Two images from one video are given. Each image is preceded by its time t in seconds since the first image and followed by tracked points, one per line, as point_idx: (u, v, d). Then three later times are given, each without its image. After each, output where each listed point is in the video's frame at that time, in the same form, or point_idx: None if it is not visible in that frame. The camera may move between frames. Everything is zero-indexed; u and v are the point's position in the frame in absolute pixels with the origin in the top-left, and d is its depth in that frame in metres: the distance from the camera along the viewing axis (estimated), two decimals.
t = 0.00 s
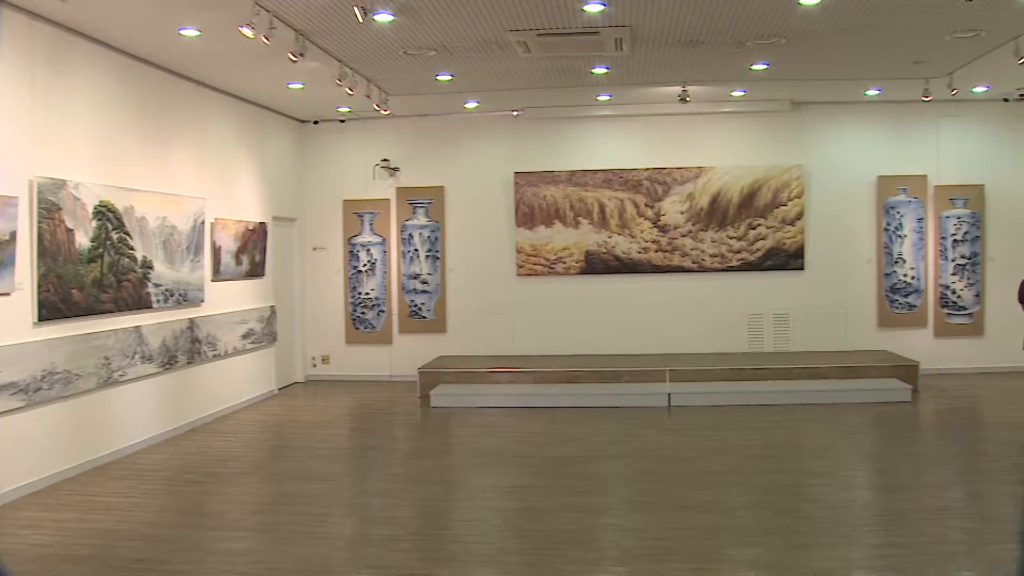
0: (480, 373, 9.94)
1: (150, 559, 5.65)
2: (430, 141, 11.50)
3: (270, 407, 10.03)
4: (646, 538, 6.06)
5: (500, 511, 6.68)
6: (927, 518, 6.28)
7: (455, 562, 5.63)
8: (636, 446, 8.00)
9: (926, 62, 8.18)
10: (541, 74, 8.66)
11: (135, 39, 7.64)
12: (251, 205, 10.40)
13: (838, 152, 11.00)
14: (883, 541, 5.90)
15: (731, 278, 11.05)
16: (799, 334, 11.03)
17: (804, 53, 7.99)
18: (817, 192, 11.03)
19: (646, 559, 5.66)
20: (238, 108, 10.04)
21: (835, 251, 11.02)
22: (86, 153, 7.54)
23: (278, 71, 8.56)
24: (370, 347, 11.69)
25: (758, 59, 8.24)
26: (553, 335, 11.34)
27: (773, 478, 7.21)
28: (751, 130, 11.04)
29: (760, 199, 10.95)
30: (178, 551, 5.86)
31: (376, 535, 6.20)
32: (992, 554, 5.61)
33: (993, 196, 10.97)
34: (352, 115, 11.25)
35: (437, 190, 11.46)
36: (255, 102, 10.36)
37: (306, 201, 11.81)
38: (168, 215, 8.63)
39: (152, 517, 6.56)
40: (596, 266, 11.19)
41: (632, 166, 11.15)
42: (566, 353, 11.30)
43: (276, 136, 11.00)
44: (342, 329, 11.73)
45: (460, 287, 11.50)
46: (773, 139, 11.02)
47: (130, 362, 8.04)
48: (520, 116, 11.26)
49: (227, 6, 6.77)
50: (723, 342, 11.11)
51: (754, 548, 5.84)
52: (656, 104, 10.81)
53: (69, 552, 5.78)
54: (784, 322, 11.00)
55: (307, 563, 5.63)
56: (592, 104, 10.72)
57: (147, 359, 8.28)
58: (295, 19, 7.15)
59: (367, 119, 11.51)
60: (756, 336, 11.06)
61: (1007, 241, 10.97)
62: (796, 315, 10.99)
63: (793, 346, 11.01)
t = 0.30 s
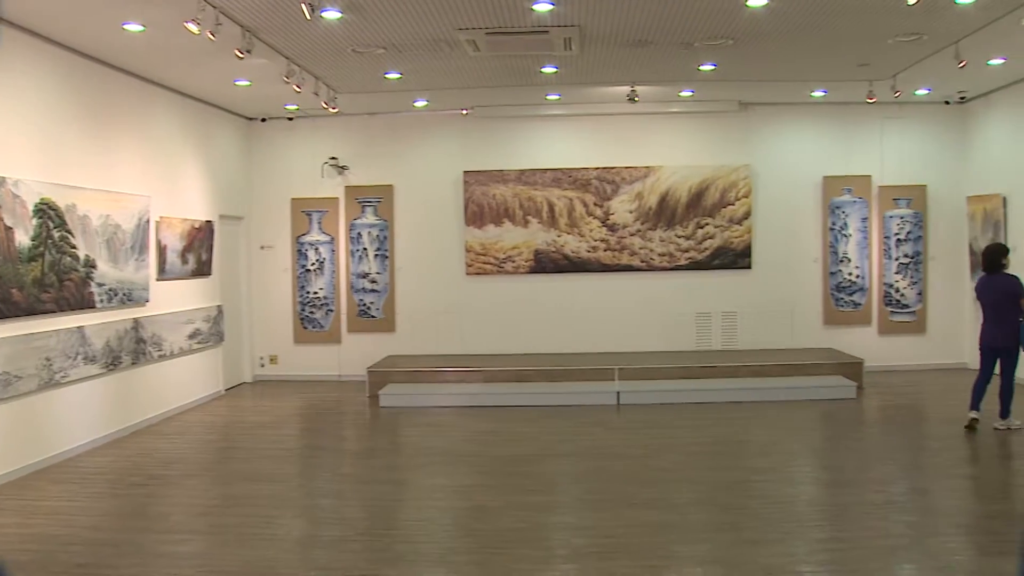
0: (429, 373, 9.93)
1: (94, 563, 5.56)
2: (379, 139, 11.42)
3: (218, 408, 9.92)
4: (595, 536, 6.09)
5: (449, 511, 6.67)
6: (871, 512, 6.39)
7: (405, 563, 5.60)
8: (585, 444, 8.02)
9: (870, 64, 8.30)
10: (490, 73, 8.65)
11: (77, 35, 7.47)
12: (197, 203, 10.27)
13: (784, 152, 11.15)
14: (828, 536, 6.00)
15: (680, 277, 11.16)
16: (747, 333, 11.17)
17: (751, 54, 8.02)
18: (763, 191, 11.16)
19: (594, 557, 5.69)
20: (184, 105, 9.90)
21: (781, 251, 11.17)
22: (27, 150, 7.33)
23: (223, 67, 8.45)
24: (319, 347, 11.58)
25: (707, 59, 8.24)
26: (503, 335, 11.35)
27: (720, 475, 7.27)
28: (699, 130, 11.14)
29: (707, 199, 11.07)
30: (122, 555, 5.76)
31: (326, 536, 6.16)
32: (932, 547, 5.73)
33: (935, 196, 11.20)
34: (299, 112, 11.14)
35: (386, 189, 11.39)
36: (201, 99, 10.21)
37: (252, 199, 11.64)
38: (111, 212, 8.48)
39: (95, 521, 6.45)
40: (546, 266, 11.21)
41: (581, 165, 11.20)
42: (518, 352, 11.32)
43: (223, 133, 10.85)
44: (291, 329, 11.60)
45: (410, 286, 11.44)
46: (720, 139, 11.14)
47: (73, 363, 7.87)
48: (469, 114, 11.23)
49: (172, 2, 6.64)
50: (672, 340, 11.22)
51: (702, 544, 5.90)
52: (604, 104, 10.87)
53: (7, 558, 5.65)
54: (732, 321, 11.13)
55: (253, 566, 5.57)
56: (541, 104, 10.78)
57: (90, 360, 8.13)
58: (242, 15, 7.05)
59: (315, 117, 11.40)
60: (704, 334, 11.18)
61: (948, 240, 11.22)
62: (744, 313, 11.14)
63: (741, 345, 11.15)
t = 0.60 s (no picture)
0: (376, 372, 9.89)
1: (30, 570, 5.44)
2: (325, 138, 11.33)
3: (163, 410, 9.77)
4: (543, 535, 6.10)
5: (396, 511, 6.64)
6: (814, 508, 6.49)
7: (351, 564, 5.56)
8: (533, 443, 8.04)
9: (813, 66, 8.42)
10: (437, 71, 8.62)
11: (12, 29, 7.26)
12: (139, 201, 10.10)
13: (729, 152, 11.27)
14: (772, 532, 6.07)
15: (628, 276, 11.24)
16: (693, 331, 11.30)
17: (697, 55, 8.05)
18: (709, 191, 11.28)
19: (541, 556, 5.70)
20: (125, 102, 9.72)
21: (726, 250, 11.30)
22: None
23: (166, 63, 8.32)
24: (265, 347, 11.44)
25: (652, 60, 8.27)
26: (452, 334, 11.34)
27: (667, 472, 7.31)
28: (645, 131, 11.24)
29: (653, 198, 11.16)
30: (60, 561, 5.64)
31: (272, 538, 6.09)
32: (872, 542, 5.83)
33: (877, 197, 11.41)
34: (244, 110, 11.01)
35: (332, 187, 11.32)
36: (143, 96, 10.03)
37: (196, 198, 11.45)
38: (50, 211, 8.29)
39: (33, 527, 6.30)
40: (492, 265, 11.21)
41: (528, 165, 11.22)
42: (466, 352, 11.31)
43: (166, 130, 10.69)
44: (236, 329, 11.45)
45: (356, 285, 11.37)
46: (666, 139, 11.24)
47: (11, 366, 7.67)
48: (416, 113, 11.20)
49: None
50: (619, 339, 11.31)
51: (647, 542, 5.94)
52: (550, 105, 10.92)
53: None
54: (678, 319, 11.26)
55: (197, 570, 5.49)
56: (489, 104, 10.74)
57: (28, 362, 7.94)
58: (185, 11, 6.90)
59: (260, 114, 11.29)
60: (651, 333, 11.28)
61: (889, 240, 11.43)
62: (689, 311, 11.27)
63: (687, 343, 11.27)
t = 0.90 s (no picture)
0: (323, 372, 9.82)
1: None
2: (271, 135, 11.22)
3: (105, 411, 9.59)
4: (490, 534, 6.10)
5: (343, 512, 6.58)
6: (759, 504, 6.55)
7: (296, 567, 5.50)
8: (482, 443, 8.02)
9: (758, 68, 8.51)
10: (384, 70, 8.57)
11: None
12: (80, 199, 9.89)
13: (675, 152, 11.37)
14: (717, 528, 6.12)
15: (576, 276, 11.28)
16: (639, 330, 11.38)
17: (642, 55, 8.09)
18: (655, 191, 11.37)
19: (488, 555, 5.69)
20: (65, 98, 9.51)
21: (672, 249, 11.39)
22: None
23: (107, 58, 8.16)
24: (209, 347, 11.30)
25: (598, 60, 8.30)
26: (399, 334, 11.29)
27: (614, 470, 7.34)
28: (592, 130, 11.29)
29: (600, 198, 11.21)
30: None
31: (216, 541, 6.01)
32: (815, 537, 5.91)
33: (820, 197, 11.58)
34: (188, 107, 10.85)
35: (276, 185, 11.20)
36: (84, 91, 9.82)
37: (138, 196, 11.26)
38: None
39: None
40: (439, 264, 11.19)
41: (475, 164, 11.20)
42: (414, 351, 11.28)
43: (108, 127, 10.49)
44: (180, 328, 11.29)
45: (301, 284, 11.28)
46: (614, 138, 11.30)
47: None
48: (363, 111, 11.14)
49: None
50: (566, 338, 11.34)
51: (593, 540, 5.96)
52: (496, 104, 10.92)
53: None
54: (625, 318, 11.32)
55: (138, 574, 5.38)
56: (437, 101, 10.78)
57: None
58: (126, 6, 6.73)
59: (205, 111, 11.14)
60: (598, 332, 11.33)
61: (832, 240, 11.62)
62: (636, 310, 11.34)
63: (634, 341, 11.36)
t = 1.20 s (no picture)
0: (272, 373, 9.74)
1: None
2: (217, 134, 11.08)
3: (49, 414, 9.39)
4: (440, 534, 6.07)
5: (292, 514, 6.51)
6: (707, 501, 6.60)
7: (243, 570, 5.43)
8: (432, 443, 7.99)
9: (706, 69, 8.57)
10: (331, 68, 8.50)
11: None
12: (21, 198, 9.65)
13: (625, 152, 11.43)
14: (666, 526, 6.15)
15: (527, 275, 11.31)
16: (589, 330, 11.44)
17: (590, 55, 8.10)
18: (605, 190, 11.43)
19: (437, 556, 5.66)
20: (6, 94, 9.28)
21: (621, 249, 11.46)
22: None
23: (48, 53, 7.97)
24: (155, 348, 11.13)
25: (548, 60, 8.31)
26: (349, 334, 11.22)
27: (564, 469, 7.34)
28: (542, 130, 11.31)
29: (550, 198, 11.25)
30: None
31: (162, 545, 5.91)
32: (762, 533, 5.96)
33: (767, 197, 11.74)
34: (133, 104, 10.68)
35: (224, 185, 11.07)
36: (25, 87, 9.59)
37: (82, 195, 11.05)
38: None
39: None
40: (389, 264, 11.14)
41: (425, 164, 11.17)
42: (365, 351, 11.22)
43: (50, 124, 10.26)
44: (125, 329, 11.10)
45: (249, 284, 11.16)
46: (564, 138, 11.33)
47: None
48: (312, 110, 11.06)
49: None
50: (517, 338, 11.36)
51: (543, 539, 5.95)
52: (445, 103, 10.90)
53: None
54: (574, 318, 11.38)
55: None
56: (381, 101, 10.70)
57: None
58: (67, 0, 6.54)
59: (150, 109, 10.96)
60: (547, 331, 11.37)
61: (778, 240, 11.78)
62: (586, 310, 11.40)
63: (583, 341, 11.42)
